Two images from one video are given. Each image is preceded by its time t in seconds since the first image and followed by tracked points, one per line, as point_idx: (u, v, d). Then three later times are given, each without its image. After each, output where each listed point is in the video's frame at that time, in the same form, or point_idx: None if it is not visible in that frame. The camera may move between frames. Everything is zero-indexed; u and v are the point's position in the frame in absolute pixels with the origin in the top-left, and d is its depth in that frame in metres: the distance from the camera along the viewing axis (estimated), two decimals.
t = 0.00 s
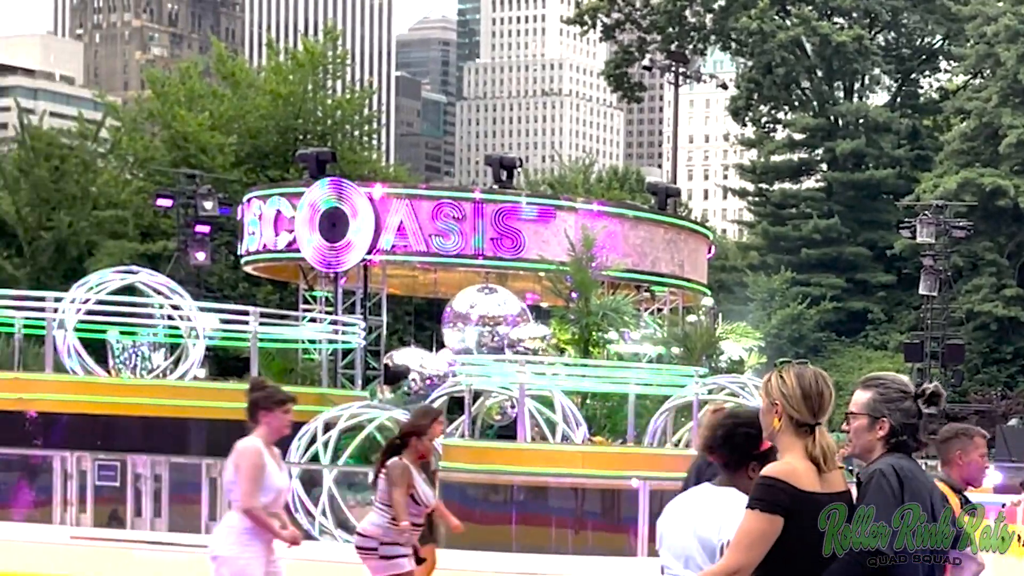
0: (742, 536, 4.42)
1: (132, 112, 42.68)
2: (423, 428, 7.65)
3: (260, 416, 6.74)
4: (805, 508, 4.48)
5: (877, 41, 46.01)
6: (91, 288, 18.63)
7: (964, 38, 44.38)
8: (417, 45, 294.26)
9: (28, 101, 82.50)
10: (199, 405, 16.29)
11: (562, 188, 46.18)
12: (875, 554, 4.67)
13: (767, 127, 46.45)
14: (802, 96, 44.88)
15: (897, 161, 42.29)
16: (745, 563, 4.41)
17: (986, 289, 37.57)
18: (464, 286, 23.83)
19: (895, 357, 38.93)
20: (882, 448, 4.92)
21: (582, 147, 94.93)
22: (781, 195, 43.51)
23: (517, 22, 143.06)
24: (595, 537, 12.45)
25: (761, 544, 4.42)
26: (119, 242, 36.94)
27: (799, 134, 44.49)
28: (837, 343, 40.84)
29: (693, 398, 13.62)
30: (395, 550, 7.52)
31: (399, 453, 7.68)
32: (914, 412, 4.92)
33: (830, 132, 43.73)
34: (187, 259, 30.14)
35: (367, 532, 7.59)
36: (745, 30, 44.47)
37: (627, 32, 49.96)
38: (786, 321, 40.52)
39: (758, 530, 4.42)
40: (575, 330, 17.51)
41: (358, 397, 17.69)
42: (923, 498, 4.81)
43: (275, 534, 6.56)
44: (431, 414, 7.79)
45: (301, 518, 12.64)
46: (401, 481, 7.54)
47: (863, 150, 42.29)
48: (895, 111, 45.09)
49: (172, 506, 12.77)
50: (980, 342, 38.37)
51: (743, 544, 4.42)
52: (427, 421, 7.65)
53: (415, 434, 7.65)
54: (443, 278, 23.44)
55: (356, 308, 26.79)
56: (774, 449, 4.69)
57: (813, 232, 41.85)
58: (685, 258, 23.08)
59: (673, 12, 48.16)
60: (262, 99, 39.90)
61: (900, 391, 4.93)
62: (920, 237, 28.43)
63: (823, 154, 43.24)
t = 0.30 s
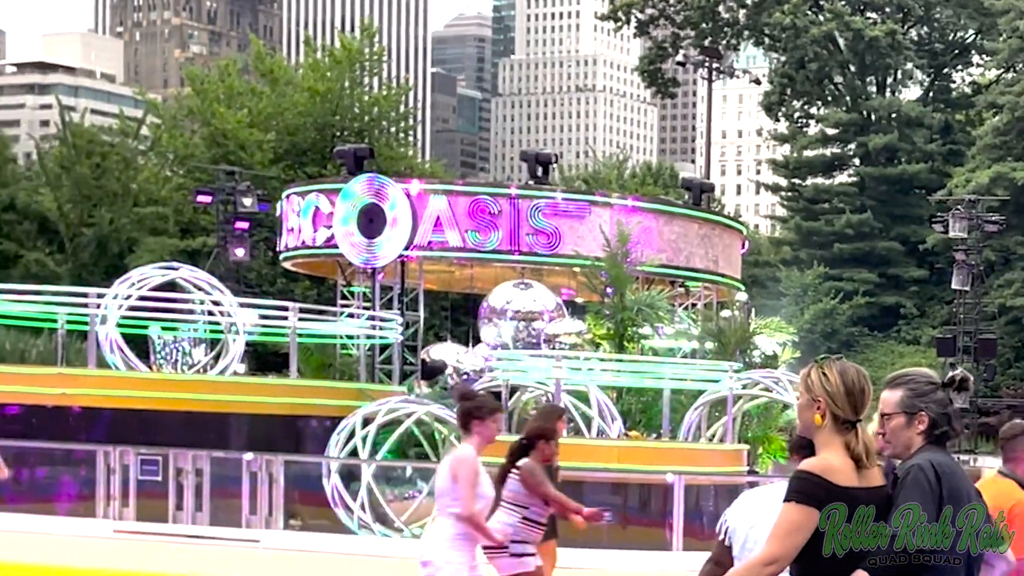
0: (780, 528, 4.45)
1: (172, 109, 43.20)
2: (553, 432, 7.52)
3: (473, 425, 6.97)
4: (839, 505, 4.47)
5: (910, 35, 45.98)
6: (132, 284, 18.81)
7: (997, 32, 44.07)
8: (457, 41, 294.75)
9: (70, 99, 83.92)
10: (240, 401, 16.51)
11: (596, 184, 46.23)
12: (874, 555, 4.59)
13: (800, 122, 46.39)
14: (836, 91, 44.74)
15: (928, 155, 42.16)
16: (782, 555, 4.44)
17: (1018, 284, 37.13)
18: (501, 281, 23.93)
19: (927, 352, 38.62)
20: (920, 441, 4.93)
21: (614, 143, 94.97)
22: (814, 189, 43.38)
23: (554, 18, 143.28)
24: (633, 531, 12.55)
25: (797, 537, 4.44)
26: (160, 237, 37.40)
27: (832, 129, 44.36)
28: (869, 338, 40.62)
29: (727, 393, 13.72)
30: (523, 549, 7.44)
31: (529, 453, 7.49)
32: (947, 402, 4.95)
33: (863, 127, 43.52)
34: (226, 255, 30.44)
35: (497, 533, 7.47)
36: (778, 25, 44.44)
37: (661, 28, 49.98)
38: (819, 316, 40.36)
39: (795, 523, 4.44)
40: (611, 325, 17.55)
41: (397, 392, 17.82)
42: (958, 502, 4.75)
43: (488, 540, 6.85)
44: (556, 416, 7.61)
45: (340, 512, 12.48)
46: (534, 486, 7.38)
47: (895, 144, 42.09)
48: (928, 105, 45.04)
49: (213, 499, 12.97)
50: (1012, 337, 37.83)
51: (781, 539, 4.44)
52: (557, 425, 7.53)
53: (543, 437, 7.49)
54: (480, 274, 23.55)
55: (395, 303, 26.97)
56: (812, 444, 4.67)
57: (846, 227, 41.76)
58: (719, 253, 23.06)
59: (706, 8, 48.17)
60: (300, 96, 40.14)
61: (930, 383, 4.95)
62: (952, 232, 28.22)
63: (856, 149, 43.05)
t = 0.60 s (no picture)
0: (809, 513, 4.42)
1: (201, 104, 43.47)
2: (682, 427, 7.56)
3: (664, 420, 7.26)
4: (860, 496, 4.47)
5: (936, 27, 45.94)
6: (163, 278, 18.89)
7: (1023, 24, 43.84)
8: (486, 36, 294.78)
9: (101, 96, 84.98)
10: (271, 394, 16.62)
11: (623, 177, 46.21)
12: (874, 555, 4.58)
13: (826, 115, 46.31)
14: (861, 83, 44.79)
15: (955, 147, 41.89)
16: (809, 539, 4.40)
17: None
18: (528, 275, 23.96)
19: (954, 344, 38.38)
20: (942, 434, 4.93)
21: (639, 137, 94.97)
22: (840, 182, 43.23)
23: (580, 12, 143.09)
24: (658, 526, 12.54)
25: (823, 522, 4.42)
26: (189, 232, 37.65)
27: (858, 122, 44.24)
28: (895, 331, 40.41)
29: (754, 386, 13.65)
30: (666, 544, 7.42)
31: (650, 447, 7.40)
32: (965, 393, 4.97)
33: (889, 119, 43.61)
34: (256, 250, 30.64)
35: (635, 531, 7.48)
36: (804, 18, 44.35)
37: (687, 21, 49.88)
38: (845, 309, 40.19)
39: (821, 509, 4.42)
40: (638, 318, 17.64)
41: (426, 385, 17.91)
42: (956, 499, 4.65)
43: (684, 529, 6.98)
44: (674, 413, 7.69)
45: (369, 505, 12.65)
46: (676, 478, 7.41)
47: (920, 137, 41.92)
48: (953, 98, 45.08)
49: (245, 492, 13.03)
50: None
51: (811, 523, 4.41)
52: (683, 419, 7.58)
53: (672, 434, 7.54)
54: (508, 267, 23.60)
55: (422, 297, 27.04)
56: (837, 437, 4.67)
57: (872, 219, 41.56)
58: (745, 246, 23.05)
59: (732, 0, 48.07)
60: (329, 91, 40.23)
61: (947, 376, 4.96)
62: (978, 224, 28.10)
63: (882, 141, 43.09)
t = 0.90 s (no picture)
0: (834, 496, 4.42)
1: (225, 97, 43.69)
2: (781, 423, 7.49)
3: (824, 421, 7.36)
4: (872, 492, 4.47)
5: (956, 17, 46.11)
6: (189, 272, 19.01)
7: None
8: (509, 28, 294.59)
9: (127, 89, 85.78)
10: (296, 386, 16.68)
11: (643, 170, 46.19)
12: (875, 552, 4.53)
13: (846, 107, 46.39)
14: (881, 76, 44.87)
15: (974, 139, 41.67)
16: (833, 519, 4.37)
17: None
18: (551, 267, 24.01)
19: (974, 336, 38.22)
20: (972, 429, 4.92)
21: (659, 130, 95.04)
22: (860, 173, 43.13)
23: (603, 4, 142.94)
24: (681, 516, 12.53)
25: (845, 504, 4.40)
26: (213, 224, 37.87)
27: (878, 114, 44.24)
28: (915, 322, 40.28)
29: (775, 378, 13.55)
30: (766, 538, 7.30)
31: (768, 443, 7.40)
32: (996, 390, 4.94)
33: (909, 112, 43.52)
34: (280, 243, 30.78)
35: (741, 520, 7.29)
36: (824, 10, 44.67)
37: (707, 13, 49.83)
38: (865, 301, 40.07)
39: (843, 492, 4.42)
40: (660, 310, 17.55)
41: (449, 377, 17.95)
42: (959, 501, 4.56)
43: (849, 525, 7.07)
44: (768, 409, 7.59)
45: (394, 497, 12.73)
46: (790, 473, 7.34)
47: (939, 128, 41.77)
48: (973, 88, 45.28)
49: (270, 485, 13.15)
50: None
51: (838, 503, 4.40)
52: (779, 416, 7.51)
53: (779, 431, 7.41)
54: (530, 260, 23.65)
55: (446, 289, 27.12)
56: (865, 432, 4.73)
57: (892, 211, 41.40)
58: (767, 238, 23.05)
59: None
60: (352, 84, 40.29)
61: (980, 371, 4.94)
62: (999, 216, 27.95)
63: (901, 133, 42.72)
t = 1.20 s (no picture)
0: (840, 480, 4.40)
1: (243, 89, 43.78)
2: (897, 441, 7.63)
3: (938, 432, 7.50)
4: (874, 488, 4.49)
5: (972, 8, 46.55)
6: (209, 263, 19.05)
7: None
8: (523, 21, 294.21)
9: (146, 81, 86.30)
10: (315, 377, 16.68)
11: (660, 161, 46.11)
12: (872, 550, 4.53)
13: (862, 98, 46.52)
14: (896, 66, 45.26)
15: (990, 130, 41.52)
16: (838, 503, 4.36)
17: None
18: (569, 258, 24.01)
19: (989, 327, 38.01)
20: (991, 422, 4.91)
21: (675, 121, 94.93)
22: (875, 165, 43.02)
23: None
24: (700, 507, 12.44)
25: (849, 491, 4.41)
26: (231, 215, 37.97)
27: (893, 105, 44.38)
28: (931, 314, 40.11)
29: (792, 369, 13.45)
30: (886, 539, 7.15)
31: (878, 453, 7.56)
32: (1019, 384, 4.96)
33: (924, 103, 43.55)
34: (298, 234, 30.84)
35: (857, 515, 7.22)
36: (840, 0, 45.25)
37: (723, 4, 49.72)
38: (880, 292, 39.88)
39: (850, 480, 4.41)
40: (677, 302, 17.31)
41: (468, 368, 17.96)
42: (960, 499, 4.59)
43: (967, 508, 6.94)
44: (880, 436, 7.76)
45: (414, 489, 12.80)
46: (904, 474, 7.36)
47: (955, 119, 41.65)
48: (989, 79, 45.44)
49: (291, 476, 13.23)
50: None
51: (843, 489, 4.39)
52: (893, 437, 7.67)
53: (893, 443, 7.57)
54: (549, 250, 23.65)
55: (463, 281, 27.14)
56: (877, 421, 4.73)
57: (907, 203, 41.24)
58: (784, 230, 23.03)
59: None
60: (369, 75, 40.34)
61: (1004, 363, 4.96)
62: (1016, 207, 27.80)
63: (916, 123, 42.80)
